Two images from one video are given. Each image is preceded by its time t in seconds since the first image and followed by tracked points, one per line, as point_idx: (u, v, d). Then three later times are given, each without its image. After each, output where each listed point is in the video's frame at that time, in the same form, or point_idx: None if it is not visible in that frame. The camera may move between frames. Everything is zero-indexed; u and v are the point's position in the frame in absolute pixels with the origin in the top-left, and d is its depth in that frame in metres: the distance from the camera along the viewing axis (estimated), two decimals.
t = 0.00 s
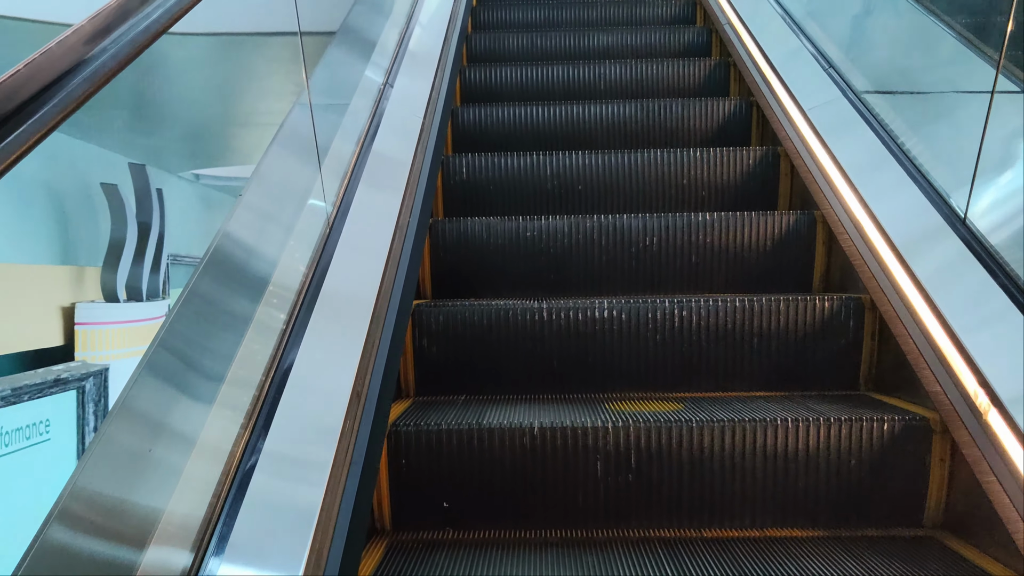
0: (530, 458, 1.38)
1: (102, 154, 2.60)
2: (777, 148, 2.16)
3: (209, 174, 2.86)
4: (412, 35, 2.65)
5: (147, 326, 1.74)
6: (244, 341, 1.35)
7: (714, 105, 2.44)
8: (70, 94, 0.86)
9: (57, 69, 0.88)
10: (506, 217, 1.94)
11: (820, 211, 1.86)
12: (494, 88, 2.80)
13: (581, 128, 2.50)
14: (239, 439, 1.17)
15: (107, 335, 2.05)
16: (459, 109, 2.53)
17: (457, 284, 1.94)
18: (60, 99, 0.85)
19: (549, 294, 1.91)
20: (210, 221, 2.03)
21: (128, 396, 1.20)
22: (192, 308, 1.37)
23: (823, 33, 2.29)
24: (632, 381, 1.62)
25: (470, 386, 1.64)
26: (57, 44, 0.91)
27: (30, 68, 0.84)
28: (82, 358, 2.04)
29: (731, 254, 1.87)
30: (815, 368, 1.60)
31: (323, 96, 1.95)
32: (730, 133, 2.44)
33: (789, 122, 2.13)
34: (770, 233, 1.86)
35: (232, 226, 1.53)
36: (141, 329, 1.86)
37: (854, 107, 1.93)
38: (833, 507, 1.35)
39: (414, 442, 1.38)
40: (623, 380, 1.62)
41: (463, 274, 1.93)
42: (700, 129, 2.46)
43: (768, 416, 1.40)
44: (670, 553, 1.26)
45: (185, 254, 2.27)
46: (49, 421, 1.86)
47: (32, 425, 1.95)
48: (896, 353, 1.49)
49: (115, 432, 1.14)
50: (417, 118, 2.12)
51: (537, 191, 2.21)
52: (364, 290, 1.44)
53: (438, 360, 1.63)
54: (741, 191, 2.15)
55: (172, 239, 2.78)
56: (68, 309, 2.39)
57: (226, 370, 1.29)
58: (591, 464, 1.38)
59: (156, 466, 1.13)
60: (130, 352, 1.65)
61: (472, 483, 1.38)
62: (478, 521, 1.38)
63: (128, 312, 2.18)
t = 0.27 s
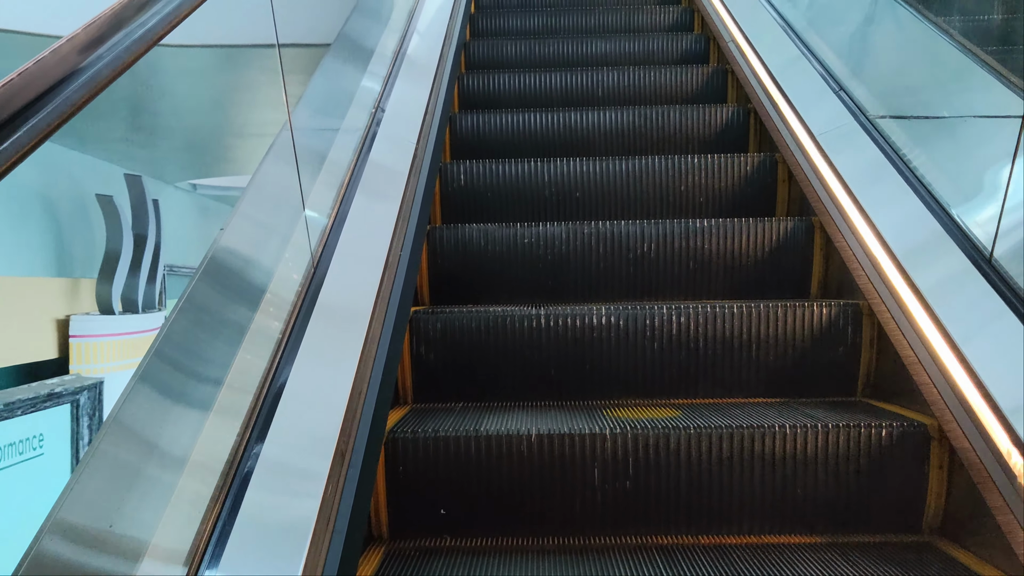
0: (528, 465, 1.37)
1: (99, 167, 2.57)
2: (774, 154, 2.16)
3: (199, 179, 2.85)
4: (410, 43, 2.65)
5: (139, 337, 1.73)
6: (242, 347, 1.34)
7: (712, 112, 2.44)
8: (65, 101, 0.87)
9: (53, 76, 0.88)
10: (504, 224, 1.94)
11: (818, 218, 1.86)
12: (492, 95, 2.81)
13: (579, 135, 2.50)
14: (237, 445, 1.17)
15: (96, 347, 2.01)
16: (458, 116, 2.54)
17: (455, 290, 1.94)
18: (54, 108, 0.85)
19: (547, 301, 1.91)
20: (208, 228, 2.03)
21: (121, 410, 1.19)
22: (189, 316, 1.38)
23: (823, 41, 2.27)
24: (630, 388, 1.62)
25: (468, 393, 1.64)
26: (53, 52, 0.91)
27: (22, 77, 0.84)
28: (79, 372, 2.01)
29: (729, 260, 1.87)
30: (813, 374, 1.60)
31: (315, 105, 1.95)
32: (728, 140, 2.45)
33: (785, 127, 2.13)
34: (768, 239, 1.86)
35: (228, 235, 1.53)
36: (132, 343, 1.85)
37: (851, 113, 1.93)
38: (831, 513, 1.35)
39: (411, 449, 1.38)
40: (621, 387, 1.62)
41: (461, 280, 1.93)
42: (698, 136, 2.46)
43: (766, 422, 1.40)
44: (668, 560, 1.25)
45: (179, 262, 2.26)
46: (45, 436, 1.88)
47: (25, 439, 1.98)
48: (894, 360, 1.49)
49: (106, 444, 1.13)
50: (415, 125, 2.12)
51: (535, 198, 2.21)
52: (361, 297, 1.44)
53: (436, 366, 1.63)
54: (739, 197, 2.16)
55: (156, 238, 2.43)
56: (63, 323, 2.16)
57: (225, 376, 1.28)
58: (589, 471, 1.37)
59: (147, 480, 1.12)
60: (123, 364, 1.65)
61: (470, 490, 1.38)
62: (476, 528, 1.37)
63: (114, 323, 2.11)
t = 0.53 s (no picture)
0: (527, 471, 1.37)
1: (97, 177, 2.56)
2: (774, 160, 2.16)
3: (194, 187, 2.85)
4: (410, 49, 2.65)
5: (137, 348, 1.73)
6: (239, 354, 1.33)
7: (711, 118, 2.44)
8: (61, 106, 0.87)
9: (50, 81, 0.88)
10: (503, 230, 1.94)
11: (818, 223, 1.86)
12: (492, 101, 2.81)
13: (579, 141, 2.50)
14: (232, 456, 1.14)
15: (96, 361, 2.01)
16: (457, 122, 2.53)
17: (454, 296, 1.93)
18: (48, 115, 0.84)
19: (546, 307, 1.91)
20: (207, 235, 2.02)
21: (117, 420, 1.21)
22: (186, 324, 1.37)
23: (822, 49, 2.27)
24: (630, 394, 1.61)
25: (467, 399, 1.63)
26: (50, 56, 0.91)
27: (16, 84, 0.83)
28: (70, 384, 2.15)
29: (729, 266, 1.87)
30: (814, 380, 1.60)
31: (314, 111, 1.94)
32: (727, 145, 2.44)
33: (785, 133, 2.13)
34: (768, 245, 1.86)
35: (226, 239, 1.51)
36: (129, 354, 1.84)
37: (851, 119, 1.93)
38: (831, 520, 1.35)
39: (409, 455, 1.37)
40: (621, 393, 1.62)
41: (461, 286, 1.92)
42: (697, 142, 2.46)
43: (766, 428, 1.40)
44: (667, 566, 1.25)
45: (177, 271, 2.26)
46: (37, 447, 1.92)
47: (21, 453, 1.97)
48: (894, 365, 1.49)
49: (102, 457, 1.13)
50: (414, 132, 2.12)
51: (535, 204, 2.21)
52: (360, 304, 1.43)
53: (435, 372, 1.63)
54: (738, 203, 2.16)
55: (154, 247, 2.44)
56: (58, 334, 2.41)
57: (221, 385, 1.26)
58: (588, 477, 1.37)
59: (143, 489, 1.10)
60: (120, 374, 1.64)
61: (469, 496, 1.37)
62: (475, 535, 1.37)
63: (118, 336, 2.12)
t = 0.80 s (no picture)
0: (527, 478, 1.36)
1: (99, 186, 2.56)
2: (774, 166, 2.16)
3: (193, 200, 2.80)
4: (410, 57, 2.65)
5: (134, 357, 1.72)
6: (237, 364, 1.30)
7: (711, 124, 2.44)
8: (60, 111, 0.87)
9: (48, 87, 0.88)
10: (503, 236, 1.94)
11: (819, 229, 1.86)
12: (493, 107, 2.81)
13: (579, 147, 2.50)
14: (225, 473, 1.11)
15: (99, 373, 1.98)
16: (458, 128, 2.53)
17: (455, 303, 1.93)
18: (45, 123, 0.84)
19: (547, 314, 1.91)
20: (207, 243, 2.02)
21: (111, 434, 1.18)
22: (184, 333, 1.34)
23: (823, 55, 2.27)
24: (630, 401, 1.61)
25: (468, 404, 1.63)
26: (48, 63, 0.91)
27: (12, 91, 0.83)
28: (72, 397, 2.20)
29: (729, 271, 1.87)
30: (816, 386, 1.59)
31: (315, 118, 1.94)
32: (728, 151, 2.44)
33: (786, 139, 2.13)
34: (769, 251, 1.86)
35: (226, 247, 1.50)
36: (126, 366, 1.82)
37: (852, 125, 1.93)
38: (832, 527, 1.34)
39: (409, 462, 1.37)
40: (622, 399, 1.61)
41: (461, 292, 1.92)
42: (698, 148, 2.46)
43: (767, 435, 1.39)
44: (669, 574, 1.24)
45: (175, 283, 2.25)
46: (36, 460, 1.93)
47: (16, 467, 2.03)
48: (896, 371, 1.48)
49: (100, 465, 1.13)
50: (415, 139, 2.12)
51: (535, 210, 2.21)
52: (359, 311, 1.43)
53: (435, 377, 1.62)
54: (739, 209, 2.15)
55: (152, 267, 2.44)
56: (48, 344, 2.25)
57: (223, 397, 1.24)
58: (588, 484, 1.36)
59: (140, 501, 1.09)
60: (118, 385, 1.63)
61: (469, 502, 1.37)
62: (475, 542, 1.36)
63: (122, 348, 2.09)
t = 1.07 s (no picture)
0: (527, 486, 1.36)
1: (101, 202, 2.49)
2: (775, 174, 2.16)
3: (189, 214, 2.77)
4: (409, 67, 2.65)
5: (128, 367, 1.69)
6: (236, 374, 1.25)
7: (711, 132, 2.45)
8: (58, 119, 0.87)
9: (47, 95, 0.89)
10: (504, 243, 1.94)
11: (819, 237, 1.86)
12: (493, 115, 2.81)
13: (579, 155, 2.50)
14: (225, 488, 1.09)
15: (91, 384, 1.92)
16: (458, 136, 2.53)
17: (455, 311, 1.92)
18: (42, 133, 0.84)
19: (547, 322, 1.90)
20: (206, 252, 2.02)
21: (111, 441, 1.10)
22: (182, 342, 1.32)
23: (824, 65, 2.28)
24: (630, 408, 1.61)
25: (468, 411, 1.62)
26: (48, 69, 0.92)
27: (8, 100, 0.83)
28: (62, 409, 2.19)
29: (730, 278, 1.87)
30: (817, 394, 1.59)
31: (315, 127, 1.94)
32: (728, 159, 2.45)
33: (786, 147, 2.13)
34: (770, 258, 1.85)
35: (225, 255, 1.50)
36: (118, 377, 1.79)
37: (853, 134, 1.93)
38: (834, 534, 1.34)
39: (409, 470, 1.36)
40: (622, 406, 1.61)
41: (461, 300, 1.92)
42: (698, 155, 2.46)
43: (768, 443, 1.39)
44: None
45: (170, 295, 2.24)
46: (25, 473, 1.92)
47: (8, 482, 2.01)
48: (897, 380, 1.48)
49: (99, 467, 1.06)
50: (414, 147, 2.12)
51: (536, 217, 2.21)
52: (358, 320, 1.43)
53: (435, 385, 1.62)
54: (739, 217, 2.15)
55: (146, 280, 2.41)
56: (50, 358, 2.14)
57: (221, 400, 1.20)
58: (589, 492, 1.36)
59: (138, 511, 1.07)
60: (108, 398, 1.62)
61: (469, 511, 1.36)
62: (475, 550, 1.36)
63: (109, 357, 2.03)
